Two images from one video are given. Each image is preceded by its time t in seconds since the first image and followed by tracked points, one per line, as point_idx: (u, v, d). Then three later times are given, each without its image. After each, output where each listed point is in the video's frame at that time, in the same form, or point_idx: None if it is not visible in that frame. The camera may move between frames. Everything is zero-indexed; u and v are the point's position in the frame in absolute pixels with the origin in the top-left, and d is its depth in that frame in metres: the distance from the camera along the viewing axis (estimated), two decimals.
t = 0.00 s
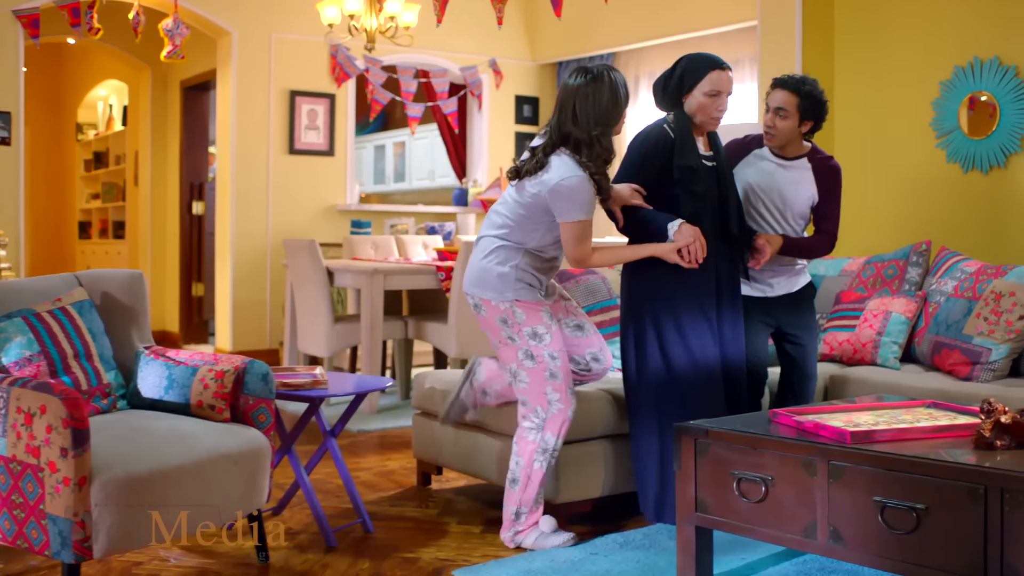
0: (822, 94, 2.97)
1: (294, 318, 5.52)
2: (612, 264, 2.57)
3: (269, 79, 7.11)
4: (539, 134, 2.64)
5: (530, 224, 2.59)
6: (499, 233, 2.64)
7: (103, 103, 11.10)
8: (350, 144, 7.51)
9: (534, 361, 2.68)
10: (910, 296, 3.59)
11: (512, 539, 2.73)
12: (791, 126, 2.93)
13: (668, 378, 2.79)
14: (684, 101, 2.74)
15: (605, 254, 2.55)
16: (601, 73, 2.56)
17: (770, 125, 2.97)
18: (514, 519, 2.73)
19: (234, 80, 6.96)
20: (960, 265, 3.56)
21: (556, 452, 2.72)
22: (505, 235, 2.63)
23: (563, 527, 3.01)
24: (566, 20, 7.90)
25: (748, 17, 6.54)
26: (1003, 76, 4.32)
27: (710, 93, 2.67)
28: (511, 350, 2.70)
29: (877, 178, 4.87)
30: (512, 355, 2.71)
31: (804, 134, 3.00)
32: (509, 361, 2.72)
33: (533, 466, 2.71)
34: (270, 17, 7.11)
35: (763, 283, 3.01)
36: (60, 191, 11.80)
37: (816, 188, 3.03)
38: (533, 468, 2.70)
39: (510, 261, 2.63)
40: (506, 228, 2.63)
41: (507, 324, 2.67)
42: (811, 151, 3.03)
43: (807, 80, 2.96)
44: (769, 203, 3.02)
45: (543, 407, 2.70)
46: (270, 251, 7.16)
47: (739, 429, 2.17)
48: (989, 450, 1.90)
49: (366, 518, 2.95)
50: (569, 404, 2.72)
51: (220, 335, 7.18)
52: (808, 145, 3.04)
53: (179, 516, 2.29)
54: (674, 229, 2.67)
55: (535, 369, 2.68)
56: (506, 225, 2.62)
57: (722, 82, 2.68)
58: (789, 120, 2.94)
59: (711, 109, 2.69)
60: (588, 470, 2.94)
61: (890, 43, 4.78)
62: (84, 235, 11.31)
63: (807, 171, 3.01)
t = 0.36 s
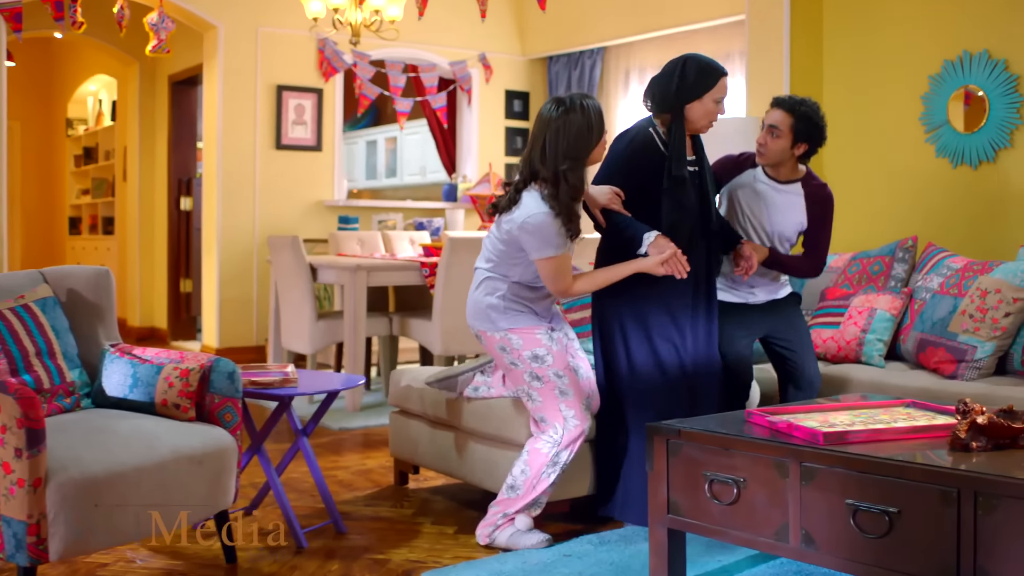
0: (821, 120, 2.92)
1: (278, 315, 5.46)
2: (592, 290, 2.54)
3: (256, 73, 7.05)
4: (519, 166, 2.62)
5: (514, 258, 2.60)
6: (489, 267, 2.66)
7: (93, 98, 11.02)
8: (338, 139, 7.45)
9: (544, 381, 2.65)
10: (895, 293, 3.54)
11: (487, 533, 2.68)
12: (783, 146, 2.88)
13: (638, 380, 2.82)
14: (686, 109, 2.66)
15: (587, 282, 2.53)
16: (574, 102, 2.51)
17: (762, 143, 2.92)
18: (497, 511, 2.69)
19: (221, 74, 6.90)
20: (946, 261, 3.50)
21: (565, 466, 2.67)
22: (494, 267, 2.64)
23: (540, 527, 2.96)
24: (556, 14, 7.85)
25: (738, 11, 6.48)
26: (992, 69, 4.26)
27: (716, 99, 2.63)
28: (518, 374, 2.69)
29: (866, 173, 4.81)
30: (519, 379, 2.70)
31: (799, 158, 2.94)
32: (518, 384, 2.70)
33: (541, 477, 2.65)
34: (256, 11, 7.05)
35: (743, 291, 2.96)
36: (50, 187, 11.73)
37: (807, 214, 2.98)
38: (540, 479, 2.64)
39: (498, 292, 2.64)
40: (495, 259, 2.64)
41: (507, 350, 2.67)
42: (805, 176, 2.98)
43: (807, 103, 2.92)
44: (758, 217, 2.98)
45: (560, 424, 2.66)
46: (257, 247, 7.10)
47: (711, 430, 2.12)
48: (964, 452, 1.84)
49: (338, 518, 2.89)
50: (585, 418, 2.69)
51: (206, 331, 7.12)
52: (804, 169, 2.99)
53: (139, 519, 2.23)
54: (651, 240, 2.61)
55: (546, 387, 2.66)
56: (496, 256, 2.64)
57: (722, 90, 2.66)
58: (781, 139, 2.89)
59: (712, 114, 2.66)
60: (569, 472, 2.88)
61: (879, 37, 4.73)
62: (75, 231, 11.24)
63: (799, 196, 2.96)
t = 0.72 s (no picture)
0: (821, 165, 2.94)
1: (262, 309, 5.41)
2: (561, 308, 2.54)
3: (242, 64, 6.98)
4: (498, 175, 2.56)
5: (493, 262, 2.59)
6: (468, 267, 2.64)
7: (83, 90, 10.92)
8: (326, 131, 7.39)
9: (518, 376, 2.61)
10: (881, 286, 3.49)
11: (459, 530, 2.61)
12: (777, 189, 2.91)
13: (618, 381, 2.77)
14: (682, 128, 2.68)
15: (553, 298, 2.52)
16: (553, 112, 2.46)
17: (758, 183, 2.94)
18: (472, 507, 2.62)
19: (206, 65, 6.83)
20: (932, 254, 3.45)
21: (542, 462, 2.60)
22: (474, 271, 2.63)
23: (516, 523, 2.91)
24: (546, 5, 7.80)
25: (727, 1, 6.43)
26: (982, 59, 4.20)
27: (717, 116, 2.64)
28: (493, 372, 2.66)
29: (855, 164, 4.75)
30: (493, 374, 2.66)
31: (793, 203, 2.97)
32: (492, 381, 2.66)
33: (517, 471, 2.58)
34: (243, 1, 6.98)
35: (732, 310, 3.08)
36: (41, 179, 11.64)
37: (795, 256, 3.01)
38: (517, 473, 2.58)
39: (476, 297, 2.63)
40: (475, 263, 2.63)
41: (481, 346, 2.65)
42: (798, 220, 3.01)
43: (808, 149, 2.93)
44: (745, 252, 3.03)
45: (535, 416, 2.60)
46: (244, 239, 7.04)
47: (682, 426, 2.07)
48: (938, 450, 1.79)
49: (309, 515, 2.83)
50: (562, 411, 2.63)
51: (193, 324, 7.07)
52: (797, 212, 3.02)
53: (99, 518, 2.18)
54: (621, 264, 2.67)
55: (522, 382, 2.61)
56: (476, 260, 2.62)
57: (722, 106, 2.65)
58: (777, 181, 2.91)
59: (713, 133, 2.66)
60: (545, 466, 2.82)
61: (868, 27, 4.67)
62: (65, 224, 11.15)
63: (789, 239, 3.00)
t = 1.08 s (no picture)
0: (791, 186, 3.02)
1: (246, 300, 5.36)
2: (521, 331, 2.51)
3: (229, 53, 6.92)
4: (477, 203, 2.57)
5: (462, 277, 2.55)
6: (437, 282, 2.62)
7: (73, 80, 10.81)
8: (315, 120, 7.33)
9: (479, 369, 2.55)
10: (866, 277, 3.44)
11: (430, 526, 2.55)
12: (755, 211, 2.97)
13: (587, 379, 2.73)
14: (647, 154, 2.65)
15: (514, 321, 2.51)
16: (528, 140, 2.46)
17: (734, 206, 3.01)
18: (444, 502, 2.56)
19: (193, 54, 6.76)
20: (919, 244, 3.39)
21: (512, 450, 2.52)
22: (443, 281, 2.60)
23: (493, 517, 2.85)
24: None
25: None
26: (972, 47, 4.14)
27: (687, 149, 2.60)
28: (457, 372, 2.61)
29: (845, 153, 4.70)
30: (458, 372, 2.62)
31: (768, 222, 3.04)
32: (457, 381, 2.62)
33: (483, 459, 2.51)
34: None
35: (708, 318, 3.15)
36: (32, 170, 11.54)
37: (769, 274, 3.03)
38: (483, 460, 2.51)
39: (443, 304, 2.59)
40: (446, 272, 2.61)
41: (443, 347, 2.61)
42: (772, 239, 3.06)
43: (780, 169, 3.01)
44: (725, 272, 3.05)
45: (498, 403, 2.52)
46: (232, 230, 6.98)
47: (653, 421, 2.02)
48: (913, 445, 1.74)
49: (281, 510, 2.78)
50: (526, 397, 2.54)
51: (181, 315, 7.01)
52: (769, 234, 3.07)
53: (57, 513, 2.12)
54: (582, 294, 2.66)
55: (483, 372, 2.55)
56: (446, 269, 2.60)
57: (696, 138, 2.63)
58: (753, 203, 2.98)
59: (682, 163, 2.62)
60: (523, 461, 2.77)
61: (858, 14, 4.60)
62: (57, 215, 11.06)
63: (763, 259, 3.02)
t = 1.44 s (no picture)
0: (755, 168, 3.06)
1: (234, 288, 5.32)
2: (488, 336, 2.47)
3: (219, 39, 6.85)
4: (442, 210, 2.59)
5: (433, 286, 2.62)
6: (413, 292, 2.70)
7: (67, 67, 10.70)
8: (306, 106, 7.27)
9: (440, 358, 2.54)
10: (855, 263, 3.38)
11: (399, 513, 2.51)
12: (723, 190, 3.02)
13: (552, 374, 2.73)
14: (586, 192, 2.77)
15: (480, 324, 2.45)
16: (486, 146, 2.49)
17: (705, 189, 3.06)
18: (417, 489, 2.51)
19: (183, 39, 6.69)
20: (909, 230, 3.34)
21: (477, 427, 2.46)
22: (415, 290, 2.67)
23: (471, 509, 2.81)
24: None
25: None
26: (967, 30, 4.07)
27: (614, 184, 2.70)
28: (422, 369, 2.59)
29: (838, 139, 4.64)
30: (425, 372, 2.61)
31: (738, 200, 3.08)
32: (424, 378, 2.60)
33: (448, 439, 2.47)
34: None
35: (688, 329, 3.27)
36: (27, 158, 11.46)
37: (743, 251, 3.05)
38: (448, 440, 2.47)
39: (413, 310, 2.67)
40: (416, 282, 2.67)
41: (410, 349, 2.63)
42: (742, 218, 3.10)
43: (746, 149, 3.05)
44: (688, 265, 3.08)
45: (459, 384, 2.50)
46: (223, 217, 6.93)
47: (626, 412, 1.97)
48: (889, 438, 1.68)
49: (256, 501, 2.73)
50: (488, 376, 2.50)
51: (172, 303, 6.97)
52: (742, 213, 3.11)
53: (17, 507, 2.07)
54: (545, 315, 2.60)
55: (444, 360, 2.53)
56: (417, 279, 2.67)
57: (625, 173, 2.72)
58: (722, 182, 3.02)
59: (613, 200, 2.73)
60: (505, 454, 2.72)
61: None
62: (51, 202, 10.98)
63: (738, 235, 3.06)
